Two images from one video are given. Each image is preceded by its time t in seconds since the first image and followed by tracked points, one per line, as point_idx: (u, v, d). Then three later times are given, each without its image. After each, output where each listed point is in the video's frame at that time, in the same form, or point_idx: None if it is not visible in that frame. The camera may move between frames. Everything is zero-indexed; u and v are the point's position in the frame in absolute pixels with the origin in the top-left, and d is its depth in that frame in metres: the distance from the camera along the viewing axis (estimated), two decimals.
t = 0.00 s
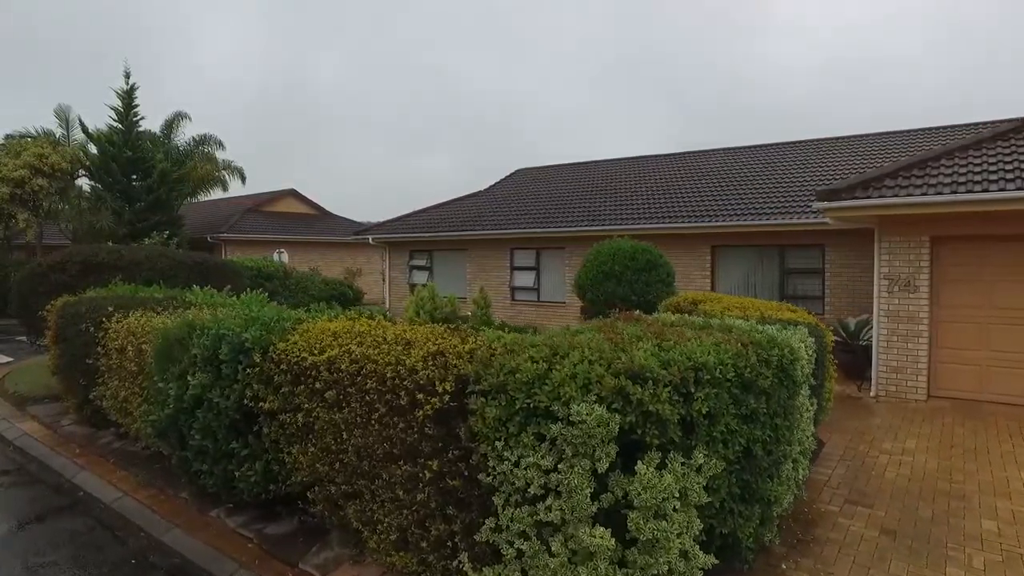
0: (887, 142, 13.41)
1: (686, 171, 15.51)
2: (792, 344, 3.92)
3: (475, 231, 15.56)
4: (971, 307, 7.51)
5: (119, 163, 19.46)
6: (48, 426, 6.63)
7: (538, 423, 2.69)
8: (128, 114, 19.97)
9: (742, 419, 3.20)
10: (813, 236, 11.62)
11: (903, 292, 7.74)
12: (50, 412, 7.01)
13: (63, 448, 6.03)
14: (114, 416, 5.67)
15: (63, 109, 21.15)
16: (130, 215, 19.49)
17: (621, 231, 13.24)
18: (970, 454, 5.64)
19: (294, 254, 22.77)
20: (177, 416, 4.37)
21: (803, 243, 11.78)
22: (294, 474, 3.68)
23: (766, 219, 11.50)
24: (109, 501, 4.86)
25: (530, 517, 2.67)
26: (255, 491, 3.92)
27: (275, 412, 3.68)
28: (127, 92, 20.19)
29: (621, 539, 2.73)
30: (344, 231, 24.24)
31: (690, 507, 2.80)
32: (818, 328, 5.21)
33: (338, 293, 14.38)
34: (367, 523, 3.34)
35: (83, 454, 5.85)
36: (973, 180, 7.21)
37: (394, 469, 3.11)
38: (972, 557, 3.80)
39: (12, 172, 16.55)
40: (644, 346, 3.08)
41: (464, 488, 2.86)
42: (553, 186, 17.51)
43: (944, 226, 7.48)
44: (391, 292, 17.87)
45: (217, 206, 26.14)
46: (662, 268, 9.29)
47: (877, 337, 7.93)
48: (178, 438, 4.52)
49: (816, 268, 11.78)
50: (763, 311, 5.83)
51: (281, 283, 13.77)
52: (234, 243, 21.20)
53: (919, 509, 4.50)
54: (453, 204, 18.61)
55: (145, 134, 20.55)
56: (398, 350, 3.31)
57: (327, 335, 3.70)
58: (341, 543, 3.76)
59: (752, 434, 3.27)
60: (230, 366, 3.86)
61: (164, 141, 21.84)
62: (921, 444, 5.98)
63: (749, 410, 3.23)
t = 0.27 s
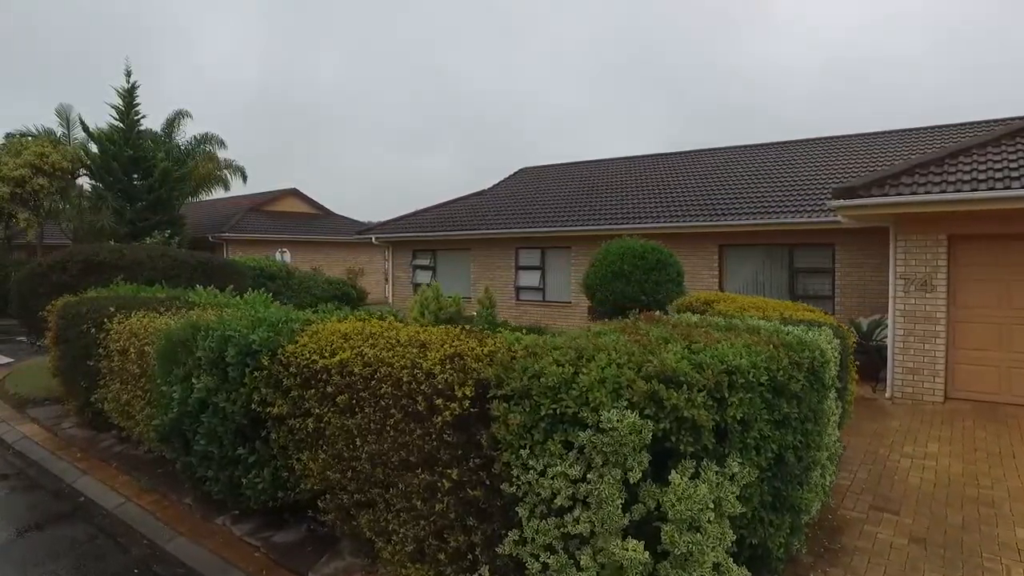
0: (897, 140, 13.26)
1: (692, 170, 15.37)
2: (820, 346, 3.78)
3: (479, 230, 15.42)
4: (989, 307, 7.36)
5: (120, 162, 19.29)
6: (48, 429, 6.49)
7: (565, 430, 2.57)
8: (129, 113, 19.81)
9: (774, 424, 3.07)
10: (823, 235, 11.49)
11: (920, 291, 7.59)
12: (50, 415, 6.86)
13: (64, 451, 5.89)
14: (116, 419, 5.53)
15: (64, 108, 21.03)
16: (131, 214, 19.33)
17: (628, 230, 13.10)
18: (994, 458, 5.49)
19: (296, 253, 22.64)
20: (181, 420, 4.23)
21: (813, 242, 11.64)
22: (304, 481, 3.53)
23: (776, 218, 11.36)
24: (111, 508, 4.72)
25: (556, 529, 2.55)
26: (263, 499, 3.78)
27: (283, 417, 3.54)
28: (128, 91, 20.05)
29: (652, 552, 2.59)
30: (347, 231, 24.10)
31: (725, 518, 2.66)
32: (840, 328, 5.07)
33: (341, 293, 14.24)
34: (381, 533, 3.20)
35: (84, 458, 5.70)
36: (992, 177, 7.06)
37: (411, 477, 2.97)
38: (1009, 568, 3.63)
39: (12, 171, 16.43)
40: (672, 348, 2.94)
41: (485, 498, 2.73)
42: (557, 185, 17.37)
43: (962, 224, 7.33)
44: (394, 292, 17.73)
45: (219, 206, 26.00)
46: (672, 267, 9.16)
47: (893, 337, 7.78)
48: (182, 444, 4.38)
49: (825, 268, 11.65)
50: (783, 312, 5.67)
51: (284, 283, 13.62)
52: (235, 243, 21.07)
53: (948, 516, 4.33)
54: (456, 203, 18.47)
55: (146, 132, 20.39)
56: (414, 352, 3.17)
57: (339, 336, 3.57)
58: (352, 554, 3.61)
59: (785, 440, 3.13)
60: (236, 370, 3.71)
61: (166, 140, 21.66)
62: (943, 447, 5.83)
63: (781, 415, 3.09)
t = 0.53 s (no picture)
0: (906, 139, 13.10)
1: (698, 170, 15.24)
2: (849, 351, 3.64)
3: (482, 230, 15.28)
4: (1007, 309, 7.22)
5: (120, 161, 19.09)
6: (47, 433, 6.34)
7: (592, 444, 2.44)
8: (129, 112, 19.64)
9: (806, 434, 2.92)
10: (832, 236, 11.37)
11: (935, 293, 7.44)
12: (49, 419, 6.72)
13: (64, 457, 5.75)
14: (116, 425, 5.39)
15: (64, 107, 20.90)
16: (132, 214, 19.11)
17: (634, 230, 12.97)
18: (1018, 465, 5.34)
19: (298, 253, 22.50)
20: (184, 428, 4.08)
21: (822, 243, 11.52)
22: (312, 492, 3.39)
23: (784, 219, 11.22)
24: (111, 517, 4.57)
25: (582, 546, 2.43)
26: (269, 510, 3.64)
27: (291, 425, 3.40)
28: (129, 90, 19.88)
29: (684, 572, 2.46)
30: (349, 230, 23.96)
31: (759, 535, 2.52)
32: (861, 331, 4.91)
33: (344, 294, 14.11)
34: (393, 548, 3.05)
35: (83, 464, 5.56)
36: (1011, 176, 6.90)
37: (426, 491, 2.84)
38: None
39: (12, 171, 16.49)
40: (701, 356, 2.81)
41: (507, 512, 2.60)
42: (561, 184, 17.23)
43: (979, 225, 7.18)
44: (397, 292, 17.58)
45: (220, 205, 25.84)
46: (680, 268, 9.05)
47: (908, 339, 7.64)
48: (184, 452, 4.23)
49: (835, 269, 11.52)
50: (801, 315, 5.50)
51: (286, 284, 13.46)
52: (236, 243, 20.95)
53: (976, 527, 4.18)
54: (459, 203, 18.32)
55: (147, 132, 20.20)
56: (429, 359, 3.03)
57: (348, 342, 3.43)
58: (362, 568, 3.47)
59: (817, 451, 2.99)
60: (241, 376, 3.56)
61: (166, 139, 21.50)
62: (963, 453, 5.69)
63: (814, 425, 2.94)
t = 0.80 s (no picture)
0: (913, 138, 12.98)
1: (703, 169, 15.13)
2: (874, 353, 3.53)
3: (486, 230, 15.17)
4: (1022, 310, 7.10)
5: (121, 160, 19.01)
6: (47, 436, 6.23)
7: (618, 452, 2.34)
8: (130, 111, 19.51)
9: (836, 440, 2.81)
10: (839, 235, 11.29)
11: (949, 294, 7.32)
12: (49, 421, 6.61)
13: (64, 460, 5.64)
14: (117, 428, 5.27)
15: (65, 106, 20.78)
16: (132, 213, 19.01)
17: (639, 230, 12.87)
18: None
19: (299, 253, 22.39)
20: (188, 432, 3.97)
21: (829, 243, 11.44)
22: (321, 499, 3.27)
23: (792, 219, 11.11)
24: (113, 523, 4.46)
25: (607, 557, 2.32)
26: (276, 517, 3.53)
27: (299, 430, 3.29)
28: (130, 89, 19.74)
29: None
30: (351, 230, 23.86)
31: (792, 546, 2.41)
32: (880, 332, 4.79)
33: (347, 294, 14.01)
34: (407, 558, 2.94)
35: (84, 468, 5.45)
36: None
37: (442, 499, 2.73)
38: None
39: (13, 170, 16.46)
40: (728, 359, 2.70)
41: (527, 523, 2.50)
42: (565, 184, 17.11)
43: (994, 224, 7.06)
44: (399, 292, 17.46)
45: (221, 205, 25.71)
46: (688, 269, 8.97)
47: (921, 341, 7.52)
48: (188, 456, 4.12)
49: (842, 269, 11.43)
50: (817, 316, 5.37)
51: (288, 283, 13.35)
52: (238, 242, 20.85)
53: (1000, 535, 4.06)
54: (462, 202, 18.21)
55: (148, 131, 20.05)
56: (444, 362, 2.93)
57: (359, 344, 3.32)
58: None
59: (846, 457, 2.88)
60: (248, 379, 3.46)
61: (167, 138, 21.33)
62: (982, 457, 5.57)
63: (844, 430, 2.84)
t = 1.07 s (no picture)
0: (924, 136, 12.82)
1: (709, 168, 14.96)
2: (912, 355, 3.35)
3: (490, 229, 14.99)
4: None
5: (121, 159, 18.69)
6: (44, 439, 6.05)
7: (656, 464, 2.18)
8: (130, 109, 19.17)
9: (882, 447, 2.63)
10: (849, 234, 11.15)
11: (969, 293, 7.15)
12: (47, 423, 6.42)
13: (61, 464, 5.46)
14: (117, 432, 5.10)
15: (65, 105, 20.60)
16: (133, 212, 18.72)
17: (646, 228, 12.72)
18: None
19: (301, 253, 22.22)
20: (191, 437, 3.80)
21: (840, 242, 11.28)
22: (332, 509, 3.10)
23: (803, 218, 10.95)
24: (112, 530, 4.29)
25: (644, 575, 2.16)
26: (283, 527, 3.35)
27: (308, 436, 3.12)
28: (130, 87, 19.55)
29: None
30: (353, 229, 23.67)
31: (842, 562, 2.23)
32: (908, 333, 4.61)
33: (349, 294, 13.83)
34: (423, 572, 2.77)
35: (82, 473, 5.27)
36: None
37: (462, 511, 2.57)
38: None
39: (13, 168, 16.62)
40: (769, 362, 2.53)
41: (557, 538, 2.35)
42: (570, 183, 16.94)
43: (1017, 223, 6.88)
44: (402, 292, 17.28)
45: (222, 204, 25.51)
46: (699, 268, 8.80)
47: (940, 341, 7.35)
48: (190, 462, 3.95)
49: (853, 268, 11.27)
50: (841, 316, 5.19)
51: (290, 283, 13.17)
52: (239, 241, 20.69)
53: None
54: (465, 201, 18.05)
55: (149, 129, 19.68)
56: (463, 365, 2.76)
57: (372, 346, 3.15)
58: None
59: (892, 465, 2.70)
60: (254, 382, 3.28)
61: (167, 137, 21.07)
62: (1010, 462, 5.40)
63: (890, 437, 2.66)
